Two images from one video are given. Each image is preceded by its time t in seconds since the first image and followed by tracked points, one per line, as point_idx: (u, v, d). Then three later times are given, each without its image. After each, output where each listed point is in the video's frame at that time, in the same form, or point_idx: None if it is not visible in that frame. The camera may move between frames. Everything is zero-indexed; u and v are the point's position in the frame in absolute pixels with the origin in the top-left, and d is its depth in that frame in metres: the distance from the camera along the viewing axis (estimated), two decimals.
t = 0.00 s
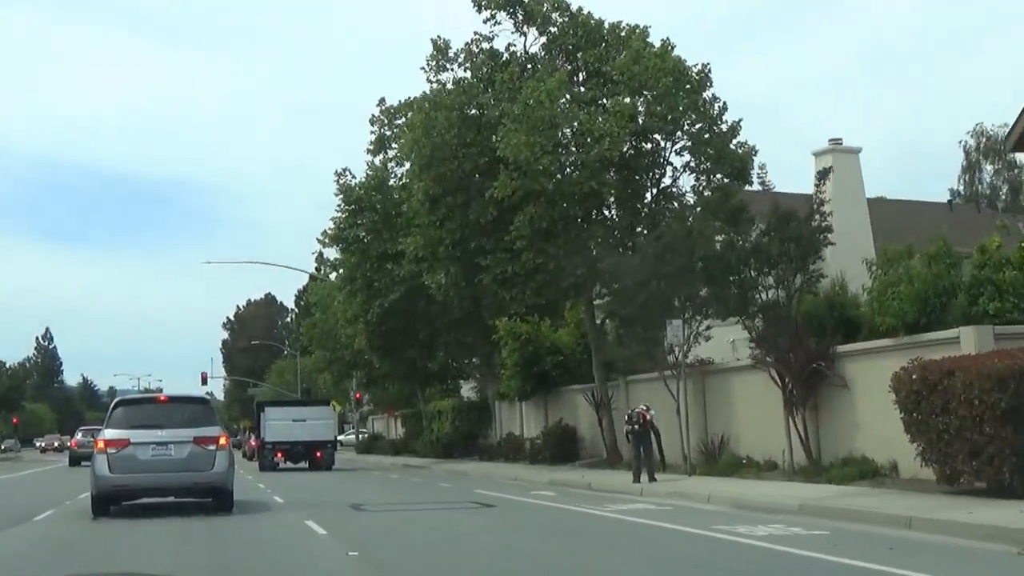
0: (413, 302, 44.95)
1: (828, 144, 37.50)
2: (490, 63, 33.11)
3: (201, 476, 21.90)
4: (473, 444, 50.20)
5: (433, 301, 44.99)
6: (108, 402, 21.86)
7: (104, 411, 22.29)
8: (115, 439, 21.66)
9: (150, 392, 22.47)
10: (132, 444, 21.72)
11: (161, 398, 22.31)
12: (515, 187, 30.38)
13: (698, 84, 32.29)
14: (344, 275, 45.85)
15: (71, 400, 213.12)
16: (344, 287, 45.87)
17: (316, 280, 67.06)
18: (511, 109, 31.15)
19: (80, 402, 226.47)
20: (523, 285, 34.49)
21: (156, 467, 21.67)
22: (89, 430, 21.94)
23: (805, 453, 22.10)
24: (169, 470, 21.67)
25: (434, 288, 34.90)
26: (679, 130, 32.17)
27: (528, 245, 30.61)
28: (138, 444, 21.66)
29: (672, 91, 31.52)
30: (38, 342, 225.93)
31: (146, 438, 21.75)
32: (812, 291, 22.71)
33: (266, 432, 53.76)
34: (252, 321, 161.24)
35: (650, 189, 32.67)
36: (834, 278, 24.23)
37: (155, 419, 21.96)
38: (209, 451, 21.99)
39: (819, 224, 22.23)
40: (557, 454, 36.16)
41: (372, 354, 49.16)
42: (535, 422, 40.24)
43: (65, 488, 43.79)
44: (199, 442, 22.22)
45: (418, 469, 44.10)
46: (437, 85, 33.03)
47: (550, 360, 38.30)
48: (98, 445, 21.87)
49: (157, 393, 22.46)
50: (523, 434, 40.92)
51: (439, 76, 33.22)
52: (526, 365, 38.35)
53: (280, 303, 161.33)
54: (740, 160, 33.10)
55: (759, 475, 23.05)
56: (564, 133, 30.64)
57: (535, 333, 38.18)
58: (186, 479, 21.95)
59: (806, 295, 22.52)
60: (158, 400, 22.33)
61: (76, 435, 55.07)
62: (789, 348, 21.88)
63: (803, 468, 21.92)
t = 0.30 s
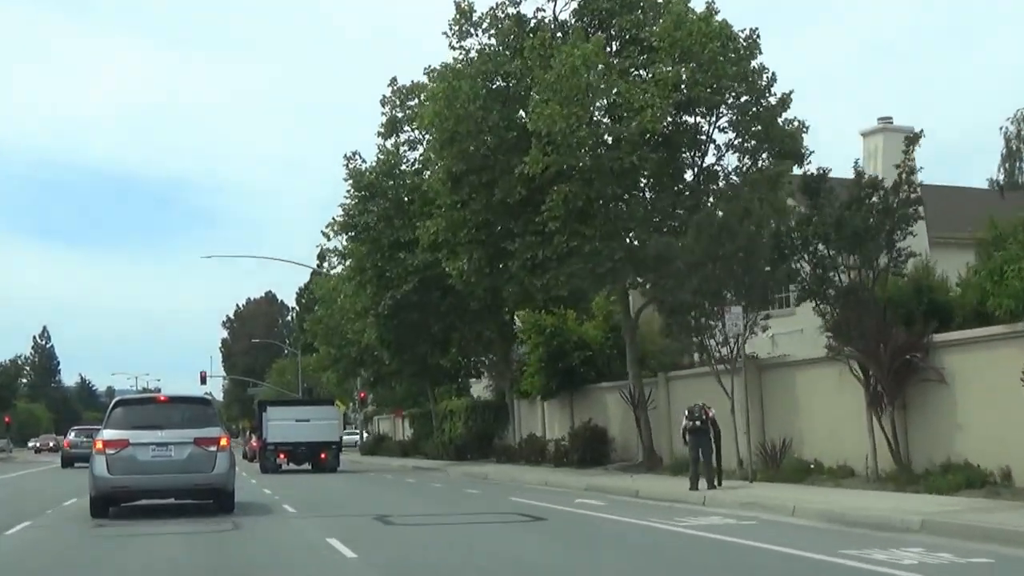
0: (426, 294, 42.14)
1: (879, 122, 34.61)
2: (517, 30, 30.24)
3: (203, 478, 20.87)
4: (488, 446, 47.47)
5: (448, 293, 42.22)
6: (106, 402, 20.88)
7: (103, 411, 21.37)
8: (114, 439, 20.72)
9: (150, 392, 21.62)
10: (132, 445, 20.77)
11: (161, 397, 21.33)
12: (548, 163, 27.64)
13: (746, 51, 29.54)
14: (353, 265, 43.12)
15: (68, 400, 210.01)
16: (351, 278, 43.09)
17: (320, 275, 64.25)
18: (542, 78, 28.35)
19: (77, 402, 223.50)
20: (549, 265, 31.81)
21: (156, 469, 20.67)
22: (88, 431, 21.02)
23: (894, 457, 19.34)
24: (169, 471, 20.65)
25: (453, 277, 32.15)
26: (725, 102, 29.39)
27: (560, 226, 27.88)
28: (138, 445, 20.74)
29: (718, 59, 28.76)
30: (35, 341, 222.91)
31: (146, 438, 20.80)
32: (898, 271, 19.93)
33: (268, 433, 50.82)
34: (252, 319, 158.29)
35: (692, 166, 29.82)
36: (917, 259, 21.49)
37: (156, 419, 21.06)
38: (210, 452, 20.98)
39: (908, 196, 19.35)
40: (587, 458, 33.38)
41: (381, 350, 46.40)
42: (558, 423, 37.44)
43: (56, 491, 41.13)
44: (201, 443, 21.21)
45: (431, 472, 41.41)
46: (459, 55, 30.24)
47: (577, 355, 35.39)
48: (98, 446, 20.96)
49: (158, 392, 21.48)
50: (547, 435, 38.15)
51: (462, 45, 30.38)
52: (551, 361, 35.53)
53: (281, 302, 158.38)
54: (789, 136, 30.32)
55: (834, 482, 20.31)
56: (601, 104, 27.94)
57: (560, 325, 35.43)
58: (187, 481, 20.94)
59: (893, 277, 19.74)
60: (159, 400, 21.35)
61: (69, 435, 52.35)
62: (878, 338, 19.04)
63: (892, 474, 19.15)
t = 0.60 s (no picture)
0: (442, 285, 39.50)
1: (936, 96, 32.10)
2: None
3: (203, 479, 20.04)
4: (505, 446, 44.95)
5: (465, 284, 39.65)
6: (104, 401, 20.00)
7: (102, 409, 20.50)
8: (114, 439, 19.86)
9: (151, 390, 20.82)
10: (132, 445, 19.91)
11: (161, 397, 20.46)
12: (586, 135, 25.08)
13: (800, 13, 26.95)
14: (363, 254, 40.50)
15: (65, 399, 207.19)
16: (362, 268, 40.50)
17: (325, 267, 61.58)
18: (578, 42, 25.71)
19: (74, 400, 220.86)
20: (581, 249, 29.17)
21: (157, 469, 19.82)
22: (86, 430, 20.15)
23: (1004, 459, 16.80)
24: (169, 472, 19.83)
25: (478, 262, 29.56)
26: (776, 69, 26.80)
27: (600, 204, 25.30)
28: (138, 445, 19.88)
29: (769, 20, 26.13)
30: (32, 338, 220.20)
31: (147, 438, 19.95)
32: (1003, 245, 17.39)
33: (272, 433, 48.17)
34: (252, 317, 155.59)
35: (739, 138, 27.19)
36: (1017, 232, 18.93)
37: (156, 418, 20.22)
38: (212, 452, 20.14)
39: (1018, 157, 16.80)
40: (620, 460, 30.86)
41: (392, 344, 43.82)
42: (586, 422, 34.90)
43: (47, 495, 38.59)
44: (201, 443, 20.37)
45: (447, 475, 38.89)
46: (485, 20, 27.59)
47: (608, 348, 32.74)
48: (96, 446, 20.07)
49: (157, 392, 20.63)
50: (572, 436, 35.60)
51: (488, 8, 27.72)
52: (581, 356, 32.88)
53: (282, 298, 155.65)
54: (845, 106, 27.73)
55: (929, 490, 17.80)
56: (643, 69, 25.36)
57: (591, 316, 32.86)
58: (188, 481, 20.08)
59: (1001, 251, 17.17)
60: (159, 399, 20.50)
61: (63, 434, 49.72)
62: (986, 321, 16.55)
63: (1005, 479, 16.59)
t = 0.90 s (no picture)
0: (459, 274, 36.97)
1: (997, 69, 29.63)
2: None
3: (204, 479, 20.16)
4: (523, 447, 42.28)
5: (483, 273, 37.13)
6: (105, 400, 20.03)
7: (104, 408, 20.57)
8: (115, 438, 19.94)
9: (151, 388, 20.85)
10: (133, 444, 19.99)
11: (161, 396, 20.42)
12: (629, 100, 22.55)
13: None
14: (375, 241, 38.03)
15: (65, 398, 204.62)
16: (373, 256, 38.01)
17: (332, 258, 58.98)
18: None
19: (74, 399, 218.58)
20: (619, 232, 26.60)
21: (158, 469, 19.89)
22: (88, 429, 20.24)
23: None
24: (171, 472, 19.94)
25: (505, 246, 26.97)
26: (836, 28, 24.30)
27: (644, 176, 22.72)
28: (139, 444, 19.97)
29: None
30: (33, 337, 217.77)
31: (148, 437, 20.03)
32: None
33: (275, 432, 45.56)
34: (255, 314, 152.98)
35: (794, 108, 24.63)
36: None
37: (157, 418, 20.23)
38: (211, 451, 20.24)
39: None
40: (659, 462, 28.32)
41: (404, 338, 41.30)
42: (616, 421, 32.36)
43: (37, 498, 36.12)
44: (202, 442, 20.45)
45: (465, 477, 36.34)
46: None
47: (643, 340, 30.14)
48: (97, 445, 20.15)
49: (158, 390, 20.61)
50: (602, 436, 33.05)
51: None
52: (614, 348, 30.33)
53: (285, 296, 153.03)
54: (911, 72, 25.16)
55: None
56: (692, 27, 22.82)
57: (624, 304, 30.37)
58: (188, 480, 20.16)
59: None
60: (159, 398, 20.48)
61: (55, 433, 47.18)
62: None
63: None
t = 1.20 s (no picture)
0: (477, 264, 34.58)
1: None
2: None
3: (205, 481, 19.67)
4: (544, 450, 39.64)
5: (502, 262, 34.73)
6: (104, 400, 19.63)
7: (103, 408, 20.18)
8: (114, 440, 19.50)
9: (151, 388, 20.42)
10: (132, 445, 19.58)
11: (161, 396, 20.01)
12: (682, 60, 20.17)
13: None
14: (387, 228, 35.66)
15: (62, 397, 202.06)
16: (384, 244, 35.63)
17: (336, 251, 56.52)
18: None
19: (71, 399, 216.04)
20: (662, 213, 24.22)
21: (157, 470, 19.46)
22: (87, 430, 19.85)
23: None
24: (172, 474, 19.47)
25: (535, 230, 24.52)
26: None
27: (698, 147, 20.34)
28: (138, 446, 19.53)
29: None
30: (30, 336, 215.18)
31: (148, 438, 19.60)
32: None
33: (279, 433, 43.15)
34: (255, 312, 150.45)
35: (858, 76, 22.21)
36: None
37: (157, 418, 19.80)
38: (212, 453, 19.81)
39: None
40: (702, 467, 25.89)
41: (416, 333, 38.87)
42: (650, 421, 29.94)
43: (23, 500, 33.72)
44: (203, 442, 20.02)
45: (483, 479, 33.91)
46: None
47: (681, 333, 27.71)
48: (96, 446, 19.77)
49: (159, 390, 20.19)
50: (634, 437, 30.62)
51: None
52: (651, 341, 27.91)
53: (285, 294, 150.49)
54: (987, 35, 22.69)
55: None
56: None
57: (661, 294, 27.97)
58: (189, 482, 19.73)
59: None
60: (160, 398, 20.07)
61: (46, 433, 44.74)
62: None
63: None
